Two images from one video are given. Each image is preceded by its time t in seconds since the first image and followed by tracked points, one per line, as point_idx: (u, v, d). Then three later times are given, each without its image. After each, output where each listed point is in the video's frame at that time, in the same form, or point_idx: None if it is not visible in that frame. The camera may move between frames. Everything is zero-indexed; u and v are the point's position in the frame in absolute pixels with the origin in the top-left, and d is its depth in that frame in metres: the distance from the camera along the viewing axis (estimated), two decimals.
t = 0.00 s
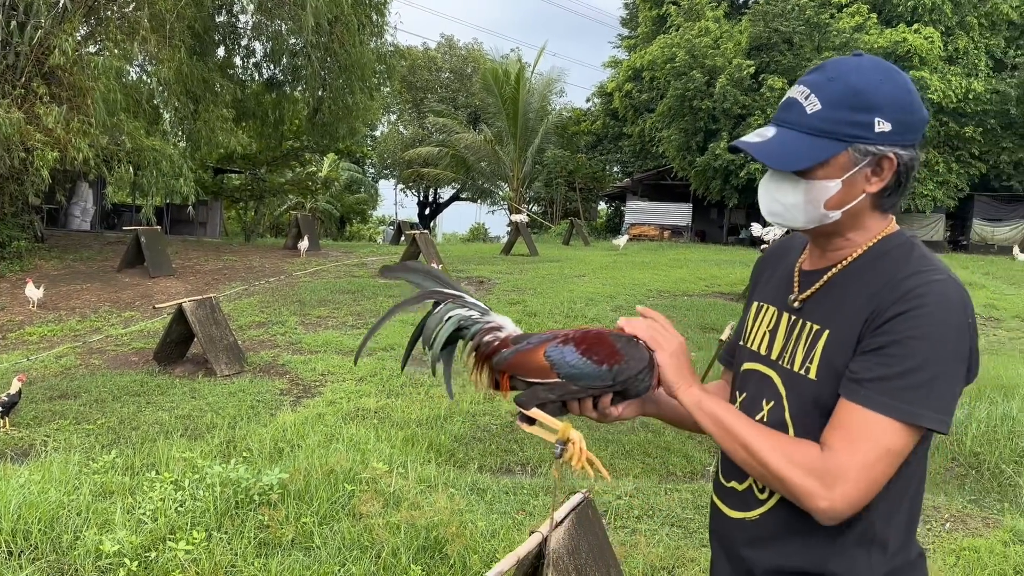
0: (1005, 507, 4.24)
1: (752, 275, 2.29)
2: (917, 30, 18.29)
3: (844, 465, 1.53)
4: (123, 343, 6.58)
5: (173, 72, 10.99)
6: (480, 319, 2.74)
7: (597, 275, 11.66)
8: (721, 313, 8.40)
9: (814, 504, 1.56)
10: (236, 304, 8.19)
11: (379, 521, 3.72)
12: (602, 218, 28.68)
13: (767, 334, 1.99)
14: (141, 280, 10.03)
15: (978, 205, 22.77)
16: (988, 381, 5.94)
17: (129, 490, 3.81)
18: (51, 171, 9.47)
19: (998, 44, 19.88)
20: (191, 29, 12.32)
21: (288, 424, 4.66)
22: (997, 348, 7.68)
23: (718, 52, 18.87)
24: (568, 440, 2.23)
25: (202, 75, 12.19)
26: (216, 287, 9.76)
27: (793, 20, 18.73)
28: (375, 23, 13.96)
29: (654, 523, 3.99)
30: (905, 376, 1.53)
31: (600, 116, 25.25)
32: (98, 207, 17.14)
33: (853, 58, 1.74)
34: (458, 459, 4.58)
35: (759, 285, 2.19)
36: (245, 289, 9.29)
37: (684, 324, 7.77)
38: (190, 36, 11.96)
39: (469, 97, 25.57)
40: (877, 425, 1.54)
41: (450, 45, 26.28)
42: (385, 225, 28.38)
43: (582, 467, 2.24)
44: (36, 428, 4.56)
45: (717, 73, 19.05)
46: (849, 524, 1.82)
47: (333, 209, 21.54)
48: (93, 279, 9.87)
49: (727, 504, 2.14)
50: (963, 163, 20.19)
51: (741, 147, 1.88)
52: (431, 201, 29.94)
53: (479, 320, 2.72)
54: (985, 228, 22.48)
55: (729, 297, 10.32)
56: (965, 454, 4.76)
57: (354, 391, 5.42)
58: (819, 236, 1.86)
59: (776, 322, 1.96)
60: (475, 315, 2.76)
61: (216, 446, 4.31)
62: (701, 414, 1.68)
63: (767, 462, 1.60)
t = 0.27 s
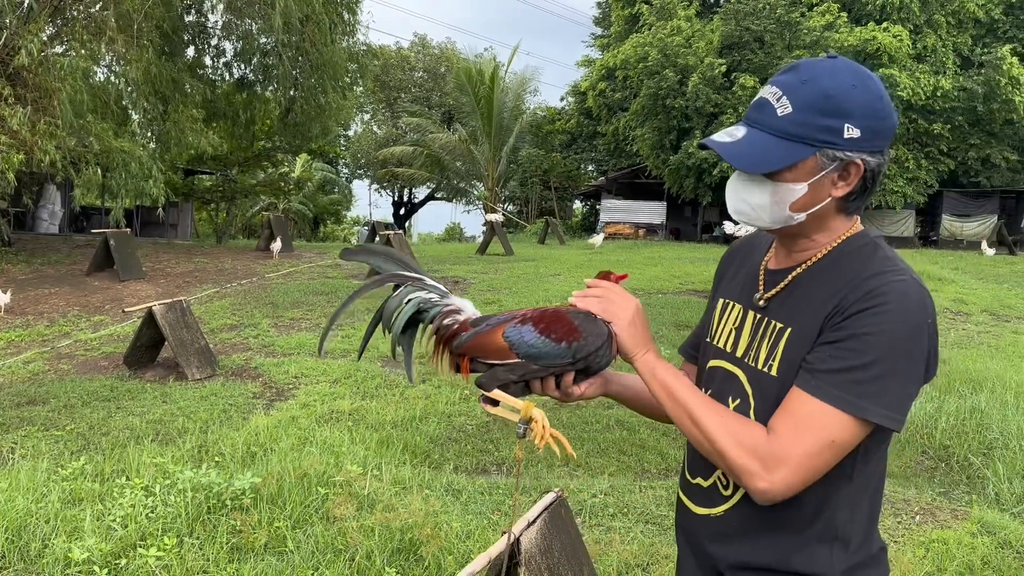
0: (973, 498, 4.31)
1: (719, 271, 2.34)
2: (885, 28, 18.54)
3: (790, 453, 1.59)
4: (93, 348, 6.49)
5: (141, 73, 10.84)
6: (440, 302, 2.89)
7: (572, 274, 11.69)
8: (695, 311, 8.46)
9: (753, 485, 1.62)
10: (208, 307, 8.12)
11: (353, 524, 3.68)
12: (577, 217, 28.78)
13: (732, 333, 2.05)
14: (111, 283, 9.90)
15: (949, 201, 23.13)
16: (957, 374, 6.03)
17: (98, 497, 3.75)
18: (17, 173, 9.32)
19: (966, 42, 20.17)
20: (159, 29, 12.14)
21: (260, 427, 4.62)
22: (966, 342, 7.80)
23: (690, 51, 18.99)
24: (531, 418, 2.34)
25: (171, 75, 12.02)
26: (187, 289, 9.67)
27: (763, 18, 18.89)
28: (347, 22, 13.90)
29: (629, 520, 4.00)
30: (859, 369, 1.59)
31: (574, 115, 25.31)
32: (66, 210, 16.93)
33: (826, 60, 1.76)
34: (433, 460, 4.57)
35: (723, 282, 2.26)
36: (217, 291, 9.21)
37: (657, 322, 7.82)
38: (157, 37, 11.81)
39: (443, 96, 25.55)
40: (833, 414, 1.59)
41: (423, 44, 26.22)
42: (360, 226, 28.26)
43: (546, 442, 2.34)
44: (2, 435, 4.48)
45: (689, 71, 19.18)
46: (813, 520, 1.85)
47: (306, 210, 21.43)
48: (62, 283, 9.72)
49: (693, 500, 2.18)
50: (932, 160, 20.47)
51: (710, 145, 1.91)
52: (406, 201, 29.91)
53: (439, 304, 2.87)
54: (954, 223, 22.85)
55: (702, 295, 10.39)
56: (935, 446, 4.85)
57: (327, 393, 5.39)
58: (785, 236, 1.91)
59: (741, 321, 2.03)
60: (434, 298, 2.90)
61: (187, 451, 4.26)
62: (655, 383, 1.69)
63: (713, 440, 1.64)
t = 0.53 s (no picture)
0: (941, 491, 4.37)
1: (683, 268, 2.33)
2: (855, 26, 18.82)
3: (750, 445, 1.60)
4: (61, 354, 6.41)
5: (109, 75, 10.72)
6: (406, 289, 2.85)
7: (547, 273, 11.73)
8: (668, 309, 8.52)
9: (707, 472, 1.63)
10: (178, 311, 8.05)
11: (326, 528, 3.65)
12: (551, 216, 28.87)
13: (698, 331, 2.04)
14: (80, 288, 9.78)
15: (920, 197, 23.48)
16: (925, 369, 6.12)
17: (67, 505, 3.70)
18: None
19: (933, 40, 20.44)
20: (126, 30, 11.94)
21: (232, 432, 4.58)
22: (935, 336, 7.92)
23: (662, 50, 19.11)
24: (494, 413, 2.26)
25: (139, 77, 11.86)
26: (158, 293, 9.57)
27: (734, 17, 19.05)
28: (317, 22, 13.84)
29: (603, 519, 4.00)
30: (818, 366, 1.62)
31: (548, 114, 25.34)
32: (33, 214, 16.69)
33: (797, 65, 1.77)
34: (408, 462, 4.56)
35: (688, 279, 2.24)
36: (188, 295, 9.12)
37: (630, 321, 7.87)
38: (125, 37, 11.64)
39: (416, 96, 25.54)
40: (792, 412, 1.61)
41: (395, 44, 26.21)
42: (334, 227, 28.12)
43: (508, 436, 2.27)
44: None
45: (661, 71, 19.30)
46: (778, 518, 1.85)
47: (279, 211, 21.29)
48: (30, 288, 9.58)
49: (659, 499, 2.16)
50: (901, 156, 20.76)
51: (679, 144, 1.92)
52: (380, 202, 29.86)
53: (406, 291, 2.83)
54: (923, 219, 23.21)
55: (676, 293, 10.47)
56: (904, 440, 4.93)
57: (300, 397, 5.37)
58: (750, 238, 1.92)
59: (706, 320, 2.02)
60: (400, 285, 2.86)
61: (158, 457, 4.21)
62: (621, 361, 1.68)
63: (673, 423, 1.63)
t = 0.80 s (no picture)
0: (912, 483, 4.43)
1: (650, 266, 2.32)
2: (826, 24, 18.63)
3: (716, 441, 1.60)
4: (30, 361, 6.32)
5: (77, 77, 10.57)
6: (374, 297, 2.85)
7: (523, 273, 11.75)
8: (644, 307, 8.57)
9: (673, 467, 1.61)
10: (150, 316, 7.97)
11: (300, 532, 3.63)
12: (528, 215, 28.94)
13: (664, 328, 2.03)
14: (50, 293, 9.65)
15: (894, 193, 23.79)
16: (897, 363, 6.21)
17: (37, 514, 3.64)
18: None
19: (903, 38, 20.63)
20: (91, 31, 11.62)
21: (205, 438, 4.54)
22: (907, 331, 8.03)
23: (636, 49, 19.19)
24: (468, 422, 2.17)
25: (109, 79, 11.64)
26: (129, 298, 9.47)
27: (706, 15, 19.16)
28: (288, 22, 13.76)
29: (579, 518, 4.01)
30: (783, 362, 1.62)
31: (523, 113, 25.33)
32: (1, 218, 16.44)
33: (762, 67, 1.77)
34: (384, 464, 4.55)
35: (653, 277, 2.23)
36: (159, 299, 9.03)
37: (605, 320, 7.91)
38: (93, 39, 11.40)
39: (390, 96, 25.50)
40: (755, 408, 1.61)
41: (368, 43, 26.16)
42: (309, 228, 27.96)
43: (483, 445, 2.20)
44: None
45: (635, 70, 19.40)
46: (743, 513, 1.83)
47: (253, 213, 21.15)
48: None
49: (626, 496, 2.13)
50: (873, 153, 21.00)
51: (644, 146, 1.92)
52: (355, 203, 29.73)
53: (375, 300, 2.82)
54: (895, 214, 23.52)
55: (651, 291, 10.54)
56: (877, 434, 5.00)
57: (275, 401, 5.35)
58: (714, 237, 1.92)
59: (672, 317, 2.01)
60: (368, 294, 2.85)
61: (129, 463, 4.16)
62: (592, 351, 1.65)
63: (641, 417, 1.60)
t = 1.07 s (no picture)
0: (887, 477, 4.48)
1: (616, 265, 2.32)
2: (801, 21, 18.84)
3: (686, 443, 1.58)
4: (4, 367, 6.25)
5: (48, 80, 10.48)
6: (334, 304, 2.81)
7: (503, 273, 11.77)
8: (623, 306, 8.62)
9: (646, 472, 1.59)
10: (125, 320, 7.91)
11: (277, 536, 3.61)
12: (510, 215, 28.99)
13: (632, 326, 2.02)
14: (24, 299, 9.55)
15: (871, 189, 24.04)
16: (872, 358, 6.29)
17: (10, 522, 3.60)
18: None
19: (877, 35, 20.80)
20: (66, 33, 11.56)
21: (182, 443, 4.51)
22: (882, 325, 8.12)
23: (613, 48, 19.25)
24: (432, 425, 2.18)
25: (82, 82, 11.52)
26: (105, 303, 9.40)
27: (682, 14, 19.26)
28: (263, 23, 13.69)
29: (558, 516, 4.02)
30: (749, 364, 1.62)
31: (502, 113, 25.30)
32: None
33: (721, 70, 1.77)
34: (363, 466, 4.55)
35: (621, 275, 2.23)
36: (135, 303, 8.96)
37: (583, 319, 7.94)
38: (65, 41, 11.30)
39: (368, 96, 25.46)
40: (721, 407, 1.61)
41: (345, 44, 26.12)
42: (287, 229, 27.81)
43: (448, 446, 2.22)
44: None
45: (612, 69, 19.46)
46: (710, 509, 1.80)
47: (230, 216, 21.03)
48: None
49: (594, 494, 2.09)
50: (848, 150, 21.19)
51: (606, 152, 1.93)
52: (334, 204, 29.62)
53: (334, 307, 2.79)
54: (870, 210, 23.78)
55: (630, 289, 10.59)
56: (853, 429, 5.07)
57: (252, 405, 5.32)
58: (679, 239, 1.93)
59: (638, 314, 2.00)
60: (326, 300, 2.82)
61: (105, 470, 4.12)
62: (555, 362, 1.60)
63: (611, 425, 1.57)
